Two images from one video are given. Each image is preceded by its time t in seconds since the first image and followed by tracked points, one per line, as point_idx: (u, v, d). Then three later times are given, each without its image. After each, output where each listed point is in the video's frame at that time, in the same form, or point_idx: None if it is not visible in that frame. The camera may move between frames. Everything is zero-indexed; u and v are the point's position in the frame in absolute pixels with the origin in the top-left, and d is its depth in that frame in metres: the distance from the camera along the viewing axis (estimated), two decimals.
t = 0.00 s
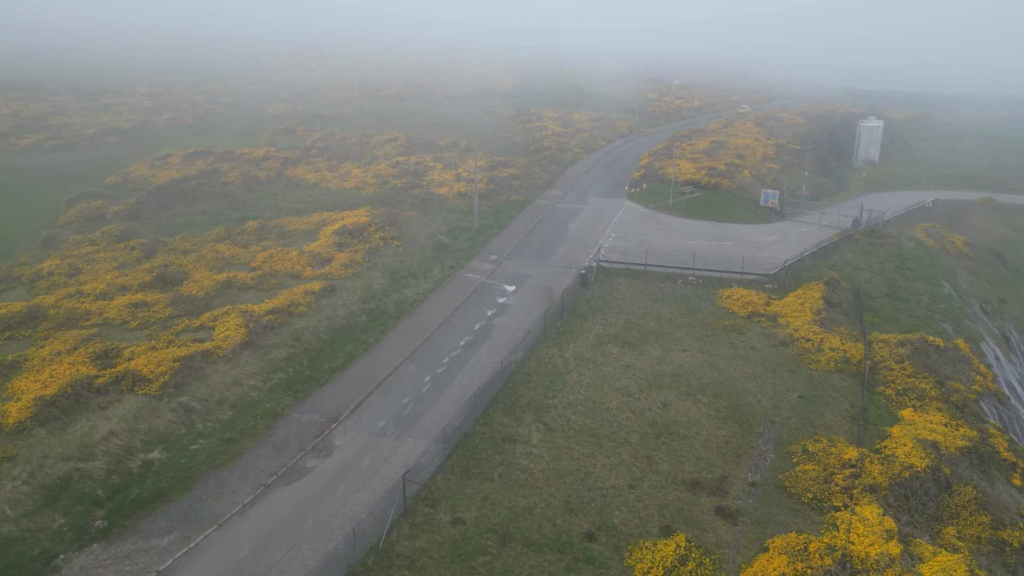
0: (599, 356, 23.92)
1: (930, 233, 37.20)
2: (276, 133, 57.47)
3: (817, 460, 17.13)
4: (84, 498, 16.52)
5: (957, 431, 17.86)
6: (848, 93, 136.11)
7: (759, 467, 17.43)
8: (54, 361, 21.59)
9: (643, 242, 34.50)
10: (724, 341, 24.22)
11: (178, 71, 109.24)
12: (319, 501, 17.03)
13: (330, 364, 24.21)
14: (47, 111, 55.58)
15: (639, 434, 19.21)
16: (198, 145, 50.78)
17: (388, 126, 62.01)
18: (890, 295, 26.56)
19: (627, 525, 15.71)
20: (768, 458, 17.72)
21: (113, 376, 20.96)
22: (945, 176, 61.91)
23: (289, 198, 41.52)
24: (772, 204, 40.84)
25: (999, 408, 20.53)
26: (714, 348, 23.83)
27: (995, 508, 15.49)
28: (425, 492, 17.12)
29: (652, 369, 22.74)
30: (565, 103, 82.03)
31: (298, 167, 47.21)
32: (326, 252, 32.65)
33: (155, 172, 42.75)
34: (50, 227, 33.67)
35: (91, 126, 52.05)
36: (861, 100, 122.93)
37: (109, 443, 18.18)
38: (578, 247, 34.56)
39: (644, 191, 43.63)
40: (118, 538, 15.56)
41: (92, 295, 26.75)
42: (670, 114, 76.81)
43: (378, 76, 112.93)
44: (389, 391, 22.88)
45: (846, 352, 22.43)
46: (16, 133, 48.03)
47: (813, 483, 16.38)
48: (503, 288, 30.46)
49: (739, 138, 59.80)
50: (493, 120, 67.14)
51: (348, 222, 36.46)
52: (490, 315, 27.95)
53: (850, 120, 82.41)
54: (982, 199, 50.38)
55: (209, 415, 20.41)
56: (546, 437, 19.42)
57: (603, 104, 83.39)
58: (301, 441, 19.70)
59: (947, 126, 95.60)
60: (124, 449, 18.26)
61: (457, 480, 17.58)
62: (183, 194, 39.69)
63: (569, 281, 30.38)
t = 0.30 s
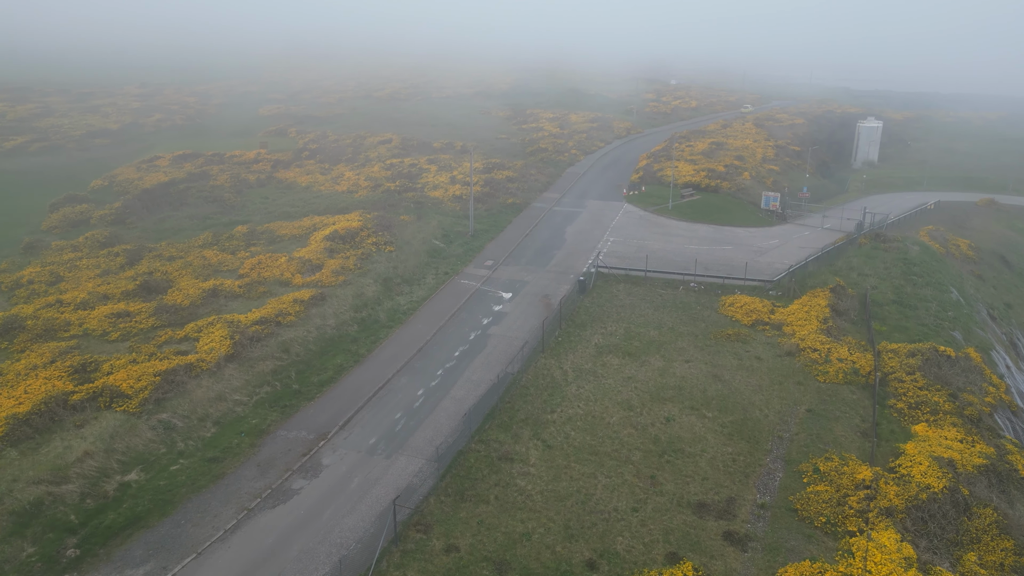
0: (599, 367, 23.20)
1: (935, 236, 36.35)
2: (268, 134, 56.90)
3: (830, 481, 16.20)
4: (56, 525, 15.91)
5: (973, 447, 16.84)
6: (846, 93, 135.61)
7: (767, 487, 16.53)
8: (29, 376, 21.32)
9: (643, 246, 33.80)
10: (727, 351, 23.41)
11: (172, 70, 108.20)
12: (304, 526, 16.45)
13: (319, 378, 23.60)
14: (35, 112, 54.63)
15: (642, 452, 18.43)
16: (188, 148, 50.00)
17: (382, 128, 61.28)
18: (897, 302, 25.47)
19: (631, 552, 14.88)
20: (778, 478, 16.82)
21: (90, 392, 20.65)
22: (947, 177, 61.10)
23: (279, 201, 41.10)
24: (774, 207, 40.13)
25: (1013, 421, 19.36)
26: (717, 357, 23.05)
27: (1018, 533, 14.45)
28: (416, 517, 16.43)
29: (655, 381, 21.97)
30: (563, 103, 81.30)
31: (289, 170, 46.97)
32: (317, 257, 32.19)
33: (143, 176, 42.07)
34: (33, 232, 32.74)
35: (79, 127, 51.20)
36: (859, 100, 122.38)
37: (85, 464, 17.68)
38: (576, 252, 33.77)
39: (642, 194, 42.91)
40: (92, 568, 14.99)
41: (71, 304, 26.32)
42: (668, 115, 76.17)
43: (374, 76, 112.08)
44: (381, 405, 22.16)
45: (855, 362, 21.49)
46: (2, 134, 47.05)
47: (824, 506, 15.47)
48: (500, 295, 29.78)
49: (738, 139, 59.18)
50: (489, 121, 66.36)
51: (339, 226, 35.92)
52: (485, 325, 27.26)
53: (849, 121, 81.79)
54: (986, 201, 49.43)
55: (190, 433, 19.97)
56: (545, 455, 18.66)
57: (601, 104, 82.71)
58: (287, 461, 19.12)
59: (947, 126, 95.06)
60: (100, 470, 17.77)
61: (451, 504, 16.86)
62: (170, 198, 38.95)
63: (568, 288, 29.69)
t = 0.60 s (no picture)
0: (592, 379, 22.46)
1: (929, 238, 35.87)
2: (252, 137, 55.88)
3: (835, 501, 15.46)
4: (16, 557, 14.95)
5: (980, 462, 15.80)
6: (834, 93, 136.04)
7: (769, 507, 15.80)
8: None
9: (634, 251, 33.13)
10: (724, 361, 22.71)
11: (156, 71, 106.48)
12: (284, 554, 15.54)
13: (301, 393, 22.67)
14: (10, 114, 53.14)
15: (638, 470, 17.68)
16: (169, 150, 48.79)
17: (369, 129, 60.27)
18: (896, 308, 24.74)
19: None
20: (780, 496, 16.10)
21: (58, 412, 19.67)
22: (938, 177, 60.89)
23: (262, 205, 40.01)
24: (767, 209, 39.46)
25: (1019, 432, 18.17)
26: (713, 367, 22.36)
27: None
28: (404, 544, 15.62)
29: (650, 393, 21.20)
30: (552, 103, 80.60)
31: (273, 174, 45.92)
32: (299, 265, 31.27)
33: (120, 180, 40.82)
34: (4, 239, 31.54)
35: (55, 129, 49.66)
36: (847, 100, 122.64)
37: (49, 490, 16.72)
38: (567, 258, 33.01)
39: (634, 196, 42.24)
40: None
41: (42, 316, 25.24)
42: (658, 115, 75.68)
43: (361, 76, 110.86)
44: (365, 421, 21.32)
45: (856, 372, 20.79)
46: None
47: (831, 528, 14.67)
48: (490, 303, 29.00)
49: (728, 140, 58.75)
50: (477, 122, 65.53)
51: (324, 231, 35.03)
52: (473, 335, 26.47)
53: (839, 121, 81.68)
54: (978, 202, 49.10)
55: (165, 453, 18.99)
56: (536, 475, 17.89)
57: (591, 104, 82.08)
58: (266, 482, 18.18)
59: (935, 126, 95.31)
60: (66, 496, 16.80)
61: (439, 530, 16.06)
62: (149, 203, 37.83)
63: (559, 296, 28.94)
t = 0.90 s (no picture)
0: (582, 391, 21.70)
1: (919, 240, 35.57)
2: (231, 139, 54.59)
3: (837, 520, 14.74)
4: None
5: (984, 477, 15.16)
6: (817, 92, 136.82)
7: (768, 527, 15.12)
8: None
9: (623, 256, 32.45)
10: (717, 370, 22.04)
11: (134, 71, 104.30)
12: None
13: (278, 409, 21.67)
14: None
15: (632, 489, 16.93)
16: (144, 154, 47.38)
17: (352, 131, 59.14)
18: (890, 313, 24.23)
19: None
20: (778, 515, 15.42)
21: (18, 435, 18.53)
22: (923, 177, 60.99)
23: (241, 210, 38.84)
24: (755, 212, 38.84)
25: (1019, 442, 17.61)
26: (707, 378, 21.68)
27: None
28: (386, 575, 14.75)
29: (642, 406, 20.46)
30: (537, 104, 79.88)
31: (252, 178, 44.72)
32: (278, 273, 30.20)
33: (93, 184, 39.43)
34: None
35: (26, 132, 48.03)
36: (830, 100, 123.33)
37: (5, 521, 15.62)
38: (554, 263, 32.24)
39: (621, 199, 41.60)
40: None
41: (5, 330, 24.00)
42: (644, 116, 75.28)
43: (344, 76, 109.44)
44: (345, 439, 20.40)
45: (853, 382, 20.21)
46: None
47: (834, 551, 13.92)
48: (476, 311, 28.15)
49: (715, 141, 58.42)
50: (462, 123, 64.61)
51: (303, 237, 33.98)
52: (458, 345, 25.61)
53: (824, 121, 81.84)
54: (964, 202, 49.04)
55: (133, 477, 17.94)
56: (524, 496, 17.08)
57: (577, 105, 81.54)
58: (240, 507, 17.19)
59: (917, 126, 96.00)
60: (23, 527, 15.71)
61: (423, 559, 15.22)
62: (122, 209, 36.55)
63: (546, 303, 28.16)
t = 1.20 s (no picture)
0: (551, 404, 20.89)
1: (881, 240, 35.98)
2: (181, 143, 52.12)
3: (816, 538, 14.20)
4: None
5: (960, 485, 14.81)
6: (773, 91, 139.76)
7: (747, 546, 14.53)
8: None
9: (589, 260, 31.84)
10: (688, 379, 21.52)
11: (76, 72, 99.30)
12: None
13: (230, 433, 20.21)
14: None
15: (605, 509, 16.18)
16: (86, 160, 44.71)
17: (310, 133, 57.23)
18: (858, 317, 24.19)
19: None
20: (756, 533, 14.86)
21: None
22: (878, 175, 62.42)
23: (191, 218, 36.85)
24: (720, 213, 38.82)
25: (989, 445, 17.52)
26: (678, 386, 21.14)
27: None
28: None
29: (613, 420, 19.75)
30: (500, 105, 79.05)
31: (203, 184, 42.62)
32: (230, 285, 28.54)
33: (28, 193, 36.88)
34: None
35: None
36: (786, 99, 125.97)
37: None
38: (520, 269, 31.39)
39: (586, 201, 41.07)
40: None
41: None
42: (607, 117, 75.22)
43: (301, 77, 106.56)
44: (303, 464, 19.12)
45: (824, 388, 19.94)
46: None
47: (815, 571, 13.35)
48: (439, 321, 27.08)
49: (677, 141, 58.61)
50: (423, 125, 63.32)
51: (257, 247, 32.32)
52: (422, 358, 24.50)
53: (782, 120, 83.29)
54: (920, 200, 50.20)
55: (67, 515, 16.30)
56: (493, 522, 16.13)
57: (540, 106, 81.04)
58: (186, 544, 15.81)
59: (869, 124, 98.73)
60: None
61: None
62: (61, 219, 34.23)
63: (513, 311, 27.28)
